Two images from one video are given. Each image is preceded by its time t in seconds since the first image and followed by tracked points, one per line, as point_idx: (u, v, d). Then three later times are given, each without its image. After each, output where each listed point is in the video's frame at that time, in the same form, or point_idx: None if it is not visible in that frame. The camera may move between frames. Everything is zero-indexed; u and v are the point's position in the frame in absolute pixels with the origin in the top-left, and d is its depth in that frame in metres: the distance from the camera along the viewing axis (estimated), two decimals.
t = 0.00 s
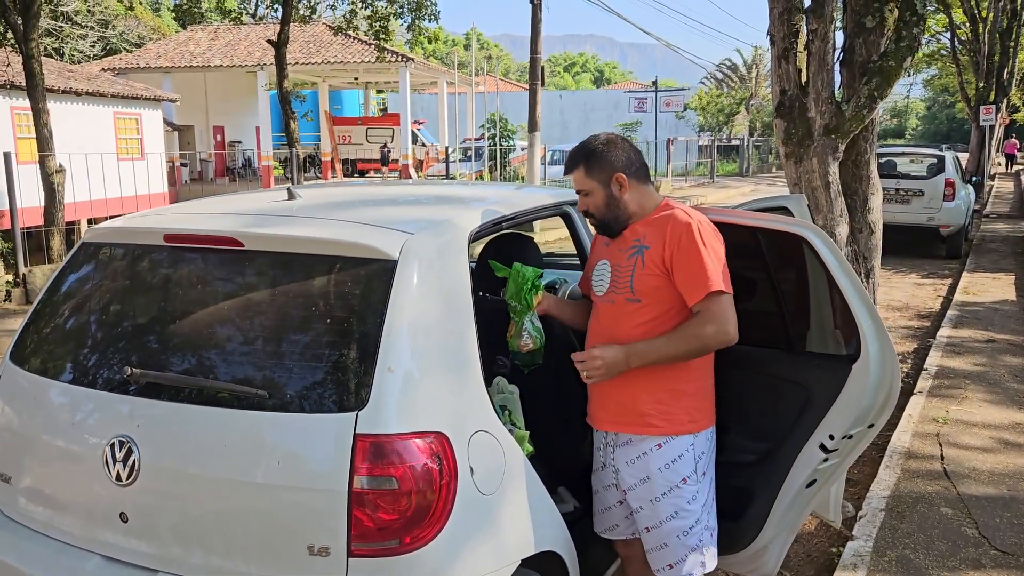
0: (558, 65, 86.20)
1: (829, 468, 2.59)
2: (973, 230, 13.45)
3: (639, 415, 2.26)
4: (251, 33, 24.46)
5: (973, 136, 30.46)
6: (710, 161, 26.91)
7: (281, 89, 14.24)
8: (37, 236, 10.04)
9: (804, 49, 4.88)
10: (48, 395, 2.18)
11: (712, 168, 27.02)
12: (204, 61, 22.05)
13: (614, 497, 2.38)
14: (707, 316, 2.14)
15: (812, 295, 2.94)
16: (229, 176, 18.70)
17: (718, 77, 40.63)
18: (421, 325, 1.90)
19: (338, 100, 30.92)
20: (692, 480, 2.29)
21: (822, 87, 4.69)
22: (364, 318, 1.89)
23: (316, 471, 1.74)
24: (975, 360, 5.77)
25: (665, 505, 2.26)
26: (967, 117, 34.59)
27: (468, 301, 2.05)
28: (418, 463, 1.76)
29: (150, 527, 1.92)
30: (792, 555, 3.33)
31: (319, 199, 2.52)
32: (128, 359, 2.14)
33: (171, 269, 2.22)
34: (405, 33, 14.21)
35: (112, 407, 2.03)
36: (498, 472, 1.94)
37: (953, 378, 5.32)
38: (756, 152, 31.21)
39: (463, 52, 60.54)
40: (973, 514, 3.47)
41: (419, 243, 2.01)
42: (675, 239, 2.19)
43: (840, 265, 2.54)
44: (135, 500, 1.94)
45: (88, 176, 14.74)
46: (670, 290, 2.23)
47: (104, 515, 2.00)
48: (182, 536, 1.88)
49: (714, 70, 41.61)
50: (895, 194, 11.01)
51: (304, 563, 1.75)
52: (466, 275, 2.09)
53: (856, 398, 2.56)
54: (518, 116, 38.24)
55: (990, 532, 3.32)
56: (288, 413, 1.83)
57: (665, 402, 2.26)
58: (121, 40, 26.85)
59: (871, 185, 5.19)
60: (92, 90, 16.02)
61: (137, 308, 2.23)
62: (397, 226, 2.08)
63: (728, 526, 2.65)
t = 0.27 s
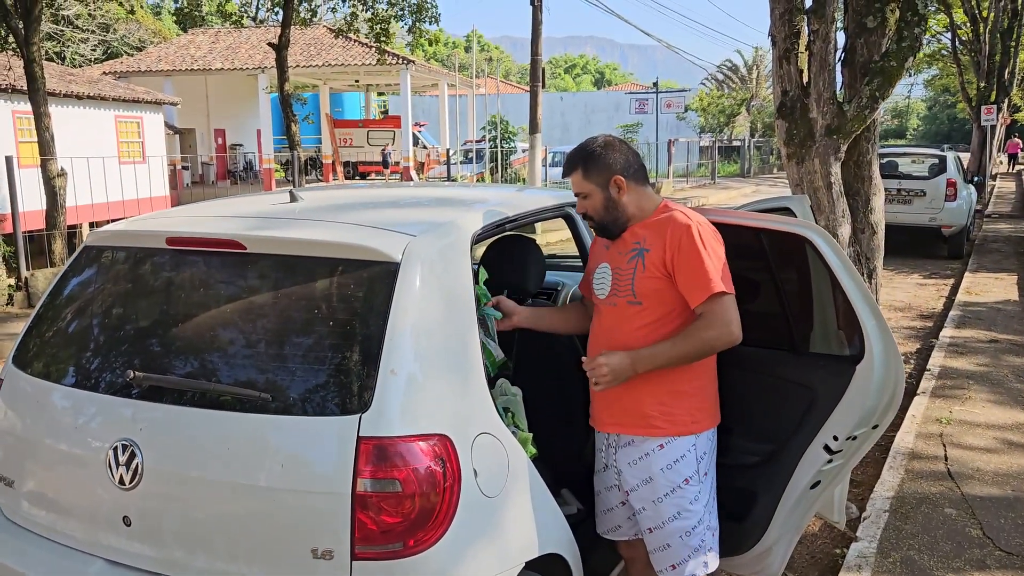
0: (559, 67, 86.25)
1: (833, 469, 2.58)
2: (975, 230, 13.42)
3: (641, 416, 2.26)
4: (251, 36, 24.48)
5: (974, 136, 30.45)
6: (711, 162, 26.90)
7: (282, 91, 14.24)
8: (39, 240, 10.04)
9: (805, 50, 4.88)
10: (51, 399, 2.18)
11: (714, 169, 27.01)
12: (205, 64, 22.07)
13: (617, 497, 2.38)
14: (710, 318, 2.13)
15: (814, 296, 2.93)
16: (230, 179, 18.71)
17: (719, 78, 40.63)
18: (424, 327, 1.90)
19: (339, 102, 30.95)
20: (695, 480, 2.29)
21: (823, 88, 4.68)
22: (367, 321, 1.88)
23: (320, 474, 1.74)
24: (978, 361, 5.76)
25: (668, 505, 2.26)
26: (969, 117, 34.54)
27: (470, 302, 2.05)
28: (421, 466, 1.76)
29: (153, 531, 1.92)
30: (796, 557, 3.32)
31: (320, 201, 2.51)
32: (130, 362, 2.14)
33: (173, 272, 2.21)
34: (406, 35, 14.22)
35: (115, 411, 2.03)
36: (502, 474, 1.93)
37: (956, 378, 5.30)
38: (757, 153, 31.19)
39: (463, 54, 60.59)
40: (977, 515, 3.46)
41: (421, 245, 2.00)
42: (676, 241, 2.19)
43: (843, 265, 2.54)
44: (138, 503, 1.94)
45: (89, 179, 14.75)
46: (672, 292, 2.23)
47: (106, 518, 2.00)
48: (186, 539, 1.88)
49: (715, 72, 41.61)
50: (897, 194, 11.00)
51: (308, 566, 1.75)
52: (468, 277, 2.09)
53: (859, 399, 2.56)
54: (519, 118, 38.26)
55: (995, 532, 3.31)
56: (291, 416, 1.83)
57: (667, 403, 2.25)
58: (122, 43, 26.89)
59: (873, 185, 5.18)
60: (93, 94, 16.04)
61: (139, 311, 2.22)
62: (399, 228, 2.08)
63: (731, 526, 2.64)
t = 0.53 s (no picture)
0: (558, 70, 86.39)
1: (835, 470, 2.58)
2: (974, 231, 13.43)
3: (643, 418, 2.25)
4: (250, 40, 24.50)
5: (973, 137, 30.49)
6: (710, 163, 26.92)
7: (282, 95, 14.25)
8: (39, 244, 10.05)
9: (805, 52, 4.88)
10: (52, 403, 2.18)
11: (713, 170, 27.03)
12: (204, 68, 22.08)
13: (618, 499, 2.37)
14: (708, 318, 2.14)
15: (816, 298, 2.92)
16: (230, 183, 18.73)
17: (718, 80, 40.68)
18: (424, 332, 1.89)
19: (338, 106, 30.98)
20: (696, 481, 2.29)
21: (823, 89, 4.69)
22: (367, 325, 1.88)
23: (322, 477, 1.74)
24: (979, 361, 5.76)
25: (670, 506, 2.25)
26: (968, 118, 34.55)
27: (471, 306, 2.04)
28: (423, 469, 1.76)
29: (155, 535, 1.92)
30: (798, 559, 3.31)
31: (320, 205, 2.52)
32: (131, 366, 2.14)
33: (173, 277, 2.21)
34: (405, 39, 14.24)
35: (116, 416, 2.03)
36: (503, 476, 1.93)
37: (957, 379, 5.30)
38: (757, 155, 31.22)
39: (463, 57, 60.66)
40: (978, 516, 3.46)
41: (421, 249, 2.00)
42: (672, 243, 2.19)
43: (843, 267, 2.54)
44: (140, 507, 1.93)
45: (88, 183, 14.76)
46: (670, 293, 2.23)
47: (108, 523, 1.99)
48: (187, 544, 1.88)
49: (714, 74, 41.66)
50: (896, 195, 11.00)
51: (310, 569, 1.75)
52: (469, 281, 2.08)
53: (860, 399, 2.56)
54: (518, 120, 38.30)
55: (997, 533, 3.31)
56: (292, 419, 1.82)
57: (669, 404, 2.25)
58: (121, 48, 26.91)
59: (872, 187, 5.18)
60: (93, 98, 16.05)
61: (140, 315, 2.22)
62: (400, 232, 2.08)
63: (733, 528, 2.64)
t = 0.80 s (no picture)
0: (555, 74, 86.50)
1: (834, 473, 2.59)
2: (971, 234, 13.46)
3: (641, 421, 2.26)
4: (248, 46, 24.53)
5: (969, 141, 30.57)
6: (708, 167, 26.96)
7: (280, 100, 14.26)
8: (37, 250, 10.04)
9: (801, 56, 4.90)
10: (50, 410, 2.18)
11: (711, 174, 27.08)
12: (202, 74, 22.09)
13: (617, 502, 2.37)
14: (705, 319, 2.15)
15: (814, 301, 2.93)
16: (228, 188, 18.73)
17: (715, 84, 40.77)
18: (423, 337, 1.90)
19: (336, 111, 31.02)
20: (695, 483, 2.29)
21: (819, 93, 4.70)
22: (365, 330, 1.89)
23: (321, 482, 1.74)
24: (976, 364, 5.77)
25: (669, 509, 2.25)
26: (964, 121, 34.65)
27: (469, 311, 2.05)
28: (422, 474, 1.76)
29: (153, 542, 1.91)
30: (796, 562, 3.31)
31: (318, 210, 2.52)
32: (129, 373, 2.14)
33: (172, 283, 2.21)
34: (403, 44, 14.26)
35: (114, 422, 2.03)
36: (502, 480, 1.93)
37: (954, 382, 5.31)
38: (754, 158, 31.28)
39: (460, 62, 60.76)
40: (977, 518, 3.46)
41: (419, 254, 2.01)
42: (666, 247, 2.20)
43: (841, 270, 2.55)
44: (138, 514, 1.93)
45: (86, 189, 14.75)
46: (666, 297, 2.23)
47: (107, 530, 1.99)
48: (185, 550, 1.88)
49: (711, 78, 41.75)
50: (893, 199, 11.03)
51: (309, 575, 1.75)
52: (467, 286, 2.09)
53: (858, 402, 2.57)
54: (516, 125, 38.35)
55: (995, 536, 3.31)
56: (290, 425, 1.83)
57: (667, 406, 2.26)
58: (119, 54, 26.93)
59: (869, 190, 5.20)
60: (90, 104, 16.05)
61: (138, 321, 2.23)
62: (398, 237, 2.09)
63: (731, 531, 2.64)
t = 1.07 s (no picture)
0: (554, 80, 86.66)
1: (832, 477, 2.59)
2: (970, 238, 13.48)
3: (640, 424, 2.26)
4: (247, 52, 24.57)
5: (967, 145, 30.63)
6: (706, 172, 27.01)
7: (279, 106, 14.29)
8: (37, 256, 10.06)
9: (798, 61, 4.91)
10: (50, 416, 2.18)
11: (710, 179, 27.12)
12: (201, 80, 22.12)
13: (615, 506, 2.37)
14: (703, 322, 2.15)
15: (812, 305, 2.94)
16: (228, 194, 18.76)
17: (713, 89, 40.86)
18: (422, 343, 1.90)
19: (335, 117, 31.06)
20: (693, 486, 2.30)
21: (817, 98, 4.71)
22: (365, 335, 1.89)
23: (320, 486, 1.74)
24: (975, 368, 5.77)
25: (668, 512, 2.26)
26: (962, 125, 34.72)
27: (468, 316, 2.06)
28: (421, 479, 1.76)
29: (152, 548, 1.92)
30: (796, 567, 3.31)
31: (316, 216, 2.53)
32: (129, 379, 2.14)
33: (171, 288, 2.22)
34: (402, 50, 14.30)
35: (114, 428, 2.03)
36: (500, 485, 1.94)
37: (953, 386, 5.31)
38: (753, 163, 31.33)
39: (459, 68, 60.92)
40: (976, 522, 3.46)
41: (419, 259, 2.02)
42: (661, 252, 2.21)
43: (839, 275, 2.56)
44: (137, 520, 1.93)
45: (86, 195, 14.77)
46: (661, 301, 2.24)
47: (106, 536, 1.99)
48: (185, 556, 1.88)
49: (709, 83, 41.84)
50: (891, 203, 11.05)
51: None
52: (466, 291, 2.10)
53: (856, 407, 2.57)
54: (514, 130, 38.43)
55: (994, 540, 3.31)
56: (290, 430, 1.83)
57: (665, 409, 2.27)
58: (118, 60, 26.99)
59: (867, 195, 5.21)
60: (90, 110, 16.08)
61: (138, 327, 2.23)
62: (397, 242, 2.09)
63: (730, 536, 2.64)
